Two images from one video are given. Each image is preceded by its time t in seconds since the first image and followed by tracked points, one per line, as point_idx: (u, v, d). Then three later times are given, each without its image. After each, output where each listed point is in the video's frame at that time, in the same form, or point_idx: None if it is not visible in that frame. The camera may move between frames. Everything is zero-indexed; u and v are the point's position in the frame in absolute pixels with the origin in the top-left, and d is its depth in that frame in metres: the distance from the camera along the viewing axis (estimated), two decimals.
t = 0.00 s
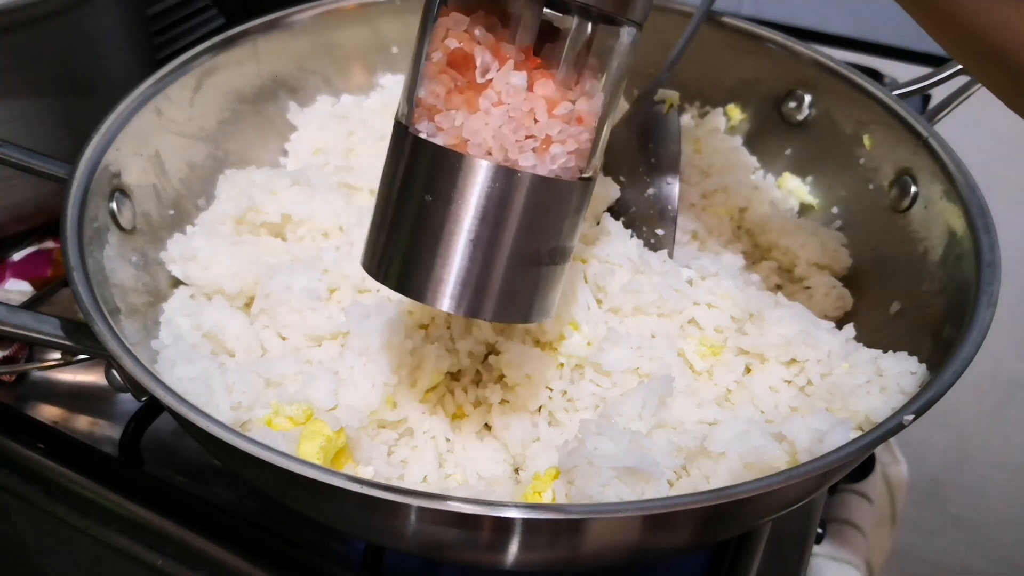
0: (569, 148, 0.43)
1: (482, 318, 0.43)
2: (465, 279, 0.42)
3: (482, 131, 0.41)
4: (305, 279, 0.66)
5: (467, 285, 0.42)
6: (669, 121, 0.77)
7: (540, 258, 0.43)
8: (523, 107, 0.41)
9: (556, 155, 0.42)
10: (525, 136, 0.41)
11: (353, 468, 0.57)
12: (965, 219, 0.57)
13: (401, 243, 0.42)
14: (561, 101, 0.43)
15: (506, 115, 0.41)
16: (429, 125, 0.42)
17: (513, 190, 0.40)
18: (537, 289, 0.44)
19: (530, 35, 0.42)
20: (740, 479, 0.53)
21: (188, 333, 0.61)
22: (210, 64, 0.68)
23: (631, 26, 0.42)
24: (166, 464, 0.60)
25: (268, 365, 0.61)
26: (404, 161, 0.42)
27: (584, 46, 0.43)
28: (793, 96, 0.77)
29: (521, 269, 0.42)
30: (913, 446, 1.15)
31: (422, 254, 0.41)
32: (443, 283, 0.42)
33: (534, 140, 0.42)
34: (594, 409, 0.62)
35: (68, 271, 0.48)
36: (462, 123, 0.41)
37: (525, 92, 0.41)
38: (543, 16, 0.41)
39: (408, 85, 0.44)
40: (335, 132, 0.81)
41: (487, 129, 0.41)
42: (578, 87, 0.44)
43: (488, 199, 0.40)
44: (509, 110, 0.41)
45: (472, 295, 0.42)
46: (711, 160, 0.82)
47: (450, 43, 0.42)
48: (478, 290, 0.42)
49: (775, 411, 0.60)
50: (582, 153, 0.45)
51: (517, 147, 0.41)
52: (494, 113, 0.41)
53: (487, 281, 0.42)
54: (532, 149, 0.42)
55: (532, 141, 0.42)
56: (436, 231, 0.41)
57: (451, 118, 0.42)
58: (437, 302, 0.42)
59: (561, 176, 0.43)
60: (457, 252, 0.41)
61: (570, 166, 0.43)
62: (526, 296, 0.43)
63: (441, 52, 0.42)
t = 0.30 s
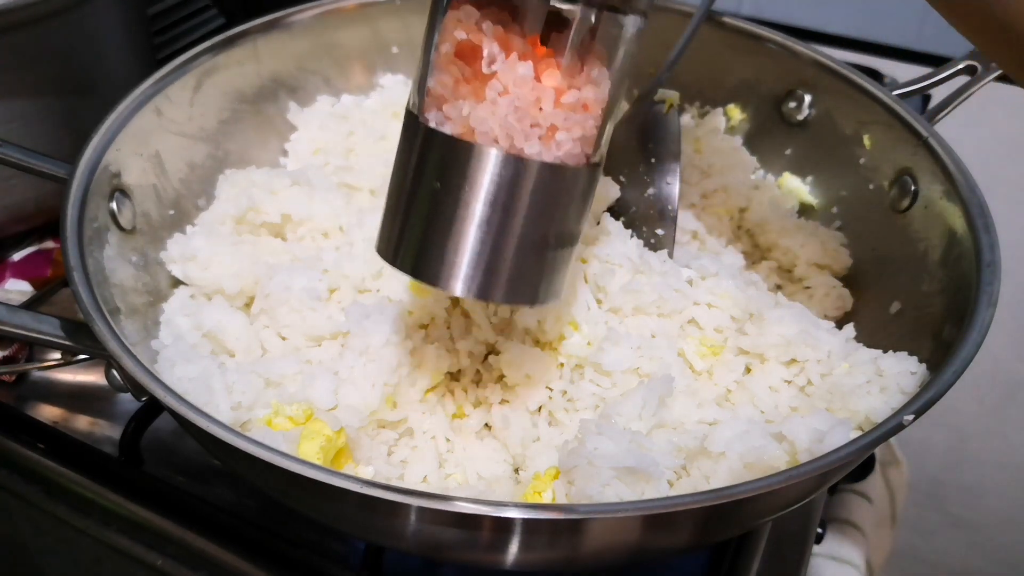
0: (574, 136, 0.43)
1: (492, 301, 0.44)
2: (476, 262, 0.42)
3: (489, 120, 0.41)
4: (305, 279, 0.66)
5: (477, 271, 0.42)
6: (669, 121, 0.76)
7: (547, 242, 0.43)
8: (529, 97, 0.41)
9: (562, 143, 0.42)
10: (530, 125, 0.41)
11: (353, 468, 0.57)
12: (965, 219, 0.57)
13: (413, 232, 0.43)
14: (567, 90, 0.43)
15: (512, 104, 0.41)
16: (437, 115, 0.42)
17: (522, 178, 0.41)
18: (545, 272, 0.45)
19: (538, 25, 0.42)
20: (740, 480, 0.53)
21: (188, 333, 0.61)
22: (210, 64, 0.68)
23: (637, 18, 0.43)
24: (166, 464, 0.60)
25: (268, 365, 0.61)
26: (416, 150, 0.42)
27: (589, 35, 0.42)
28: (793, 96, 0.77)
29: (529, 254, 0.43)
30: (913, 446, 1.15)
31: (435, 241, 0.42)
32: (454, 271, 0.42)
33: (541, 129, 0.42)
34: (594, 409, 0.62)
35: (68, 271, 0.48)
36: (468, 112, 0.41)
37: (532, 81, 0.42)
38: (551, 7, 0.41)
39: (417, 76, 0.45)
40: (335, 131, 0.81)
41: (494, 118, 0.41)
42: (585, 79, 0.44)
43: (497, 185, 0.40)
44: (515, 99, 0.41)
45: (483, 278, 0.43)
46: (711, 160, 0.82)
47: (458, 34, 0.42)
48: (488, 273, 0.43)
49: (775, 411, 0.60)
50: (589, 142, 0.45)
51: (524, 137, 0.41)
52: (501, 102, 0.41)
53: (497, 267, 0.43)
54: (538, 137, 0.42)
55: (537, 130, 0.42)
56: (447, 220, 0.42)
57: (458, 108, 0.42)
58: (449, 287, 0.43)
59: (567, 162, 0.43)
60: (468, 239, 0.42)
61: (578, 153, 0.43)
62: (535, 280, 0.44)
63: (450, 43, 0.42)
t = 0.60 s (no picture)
0: (558, 135, 0.40)
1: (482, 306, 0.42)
2: (466, 269, 0.40)
3: (468, 124, 0.38)
4: (305, 279, 0.66)
5: (466, 279, 0.41)
6: (669, 121, 0.76)
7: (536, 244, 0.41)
8: (509, 100, 0.38)
9: (546, 144, 0.39)
10: (511, 129, 0.39)
11: (353, 468, 0.57)
12: (964, 219, 0.57)
13: (398, 239, 0.41)
14: (548, 88, 0.39)
15: (492, 108, 0.38)
16: (417, 117, 0.40)
17: (503, 185, 0.39)
18: (534, 274, 0.43)
19: (516, 16, 0.37)
20: (740, 480, 0.53)
21: (188, 333, 0.61)
22: (210, 64, 0.68)
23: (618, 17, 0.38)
24: (166, 464, 0.60)
25: (268, 365, 0.61)
26: (398, 155, 0.40)
27: (567, 30, 0.37)
28: (793, 96, 0.77)
29: (516, 258, 0.41)
30: (914, 447, 1.15)
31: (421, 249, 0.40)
32: (443, 281, 0.41)
33: (521, 129, 0.39)
34: (594, 409, 0.62)
35: (68, 271, 0.48)
36: (447, 112, 0.39)
37: (510, 82, 0.38)
38: None
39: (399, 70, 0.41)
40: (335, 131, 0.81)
41: (473, 120, 0.38)
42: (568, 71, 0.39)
43: (483, 191, 0.39)
44: (495, 104, 0.38)
45: (471, 284, 0.41)
46: (711, 160, 0.82)
47: (433, 33, 0.38)
48: (477, 278, 0.41)
49: (775, 411, 0.60)
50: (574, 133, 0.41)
51: (506, 138, 0.39)
52: (480, 107, 0.38)
53: (484, 272, 0.41)
54: (519, 141, 0.39)
55: (519, 133, 0.39)
56: (430, 230, 0.40)
57: (438, 111, 0.39)
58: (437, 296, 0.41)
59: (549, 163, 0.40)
60: (455, 246, 0.40)
61: (561, 153, 0.40)
62: (525, 280, 0.42)
63: (427, 42, 0.38)
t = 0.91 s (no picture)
0: (587, 174, 0.39)
1: (523, 350, 0.41)
2: (509, 314, 0.39)
3: (499, 173, 0.38)
4: (305, 278, 0.66)
5: (507, 327, 0.40)
6: (669, 122, 0.77)
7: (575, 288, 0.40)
8: (537, 145, 0.38)
9: (575, 184, 0.39)
10: (542, 173, 0.38)
11: (353, 468, 0.57)
12: (964, 219, 0.57)
13: (432, 289, 0.40)
14: (574, 129, 0.39)
15: (520, 155, 0.37)
16: (447, 171, 0.39)
17: (537, 233, 0.37)
18: (576, 313, 0.41)
19: (538, 66, 0.38)
20: (741, 480, 0.53)
21: (188, 333, 0.61)
22: (211, 64, 0.68)
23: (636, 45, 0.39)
24: (166, 464, 0.60)
25: (268, 365, 0.61)
26: (428, 213, 0.39)
27: (586, 70, 0.39)
28: (793, 96, 0.76)
29: (554, 302, 0.39)
30: (914, 447, 1.15)
31: (457, 299, 0.40)
32: (486, 329, 0.40)
33: (550, 172, 0.38)
34: (594, 409, 0.62)
35: (68, 271, 0.48)
36: (476, 165, 0.38)
37: (536, 128, 0.38)
38: (548, 45, 0.37)
39: (424, 133, 0.42)
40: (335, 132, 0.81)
41: (504, 169, 0.38)
42: (588, 110, 0.40)
43: (517, 239, 0.37)
44: (523, 150, 0.37)
45: (516, 329, 0.40)
46: (711, 160, 0.82)
47: (455, 88, 0.38)
48: (520, 323, 0.40)
49: (775, 411, 0.60)
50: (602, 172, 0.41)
51: (537, 184, 0.38)
52: (508, 154, 0.37)
53: (525, 318, 0.39)
54: (550, 183, 0.38)
55: (549, 175, 0.38)
56: (467, 282, 0.39)
57: (466, 164, 0.38)
58: (480, 344, 0.40)
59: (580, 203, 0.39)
60: (496, 294, 0.39)
61: (591, 191, 0.39)
62: (566, 324, 0.41)
63: (449, 100, 0.39)
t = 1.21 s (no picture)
0: (410, 46, 0.42)
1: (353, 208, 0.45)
2: (330, 168, 0.43)
3: (324, 22, 0.41)
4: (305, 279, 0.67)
5: (325, 188, 0.44)
6: (669, 121, 0.75)
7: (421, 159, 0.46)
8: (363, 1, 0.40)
9: (398, 52, 0.42)
10: (363, 31, 0.41)
11: (353, 468, 0.57)
12: (964, 219, 0.57)
13: (277, 147, 0.43)
14: None
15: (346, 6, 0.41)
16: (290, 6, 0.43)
17: (376, 98, 0.41)
18: (389, 185, 0.45)
19: None
20: (740, 480, 0.53)
21: (188, 333, 0.61)
22: (210, 64, 0.67)
23: None
24: (166, 464, 0.60)
25: (268, 365, 0.61)
26: (274, 58, 0.42)
27: None
28: (793, 96, 0.76)
29: (389, 165, 0.44)
30: (913, 446, 1.15)
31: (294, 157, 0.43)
32: (308, 177, 0.43)
33: (378, 37, 0.41)
34: (594, 409, 0.62)
35: (68, 271, 0.48)
36: (309, 13, 0.42)
37: None
38: None
39: None
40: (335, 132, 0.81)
41: (330, 18, 0.41)
42: None
43: (350, 95, 0.41)
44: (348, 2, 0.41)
45: (339, 182, 0.44)
46: (711, 160, 0.81)
47: None
48: (343, 178, 0.44)
49: (775, 411, 0.60)
50: (449, 54, 0.44)
51: (362, 47, 0.41)
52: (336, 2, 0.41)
53: (346, 183, 0.44)
54: (370, 45, 0.41)
55: (369, 37, 0.41)
56: (297, 125, 0.42)
57: (300, 7, 0.42)
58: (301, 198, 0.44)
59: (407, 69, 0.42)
60: (322, 148, 0.42)
61: (417, 66, 0.42)
62: (396, 189, 0.46)
63: None
